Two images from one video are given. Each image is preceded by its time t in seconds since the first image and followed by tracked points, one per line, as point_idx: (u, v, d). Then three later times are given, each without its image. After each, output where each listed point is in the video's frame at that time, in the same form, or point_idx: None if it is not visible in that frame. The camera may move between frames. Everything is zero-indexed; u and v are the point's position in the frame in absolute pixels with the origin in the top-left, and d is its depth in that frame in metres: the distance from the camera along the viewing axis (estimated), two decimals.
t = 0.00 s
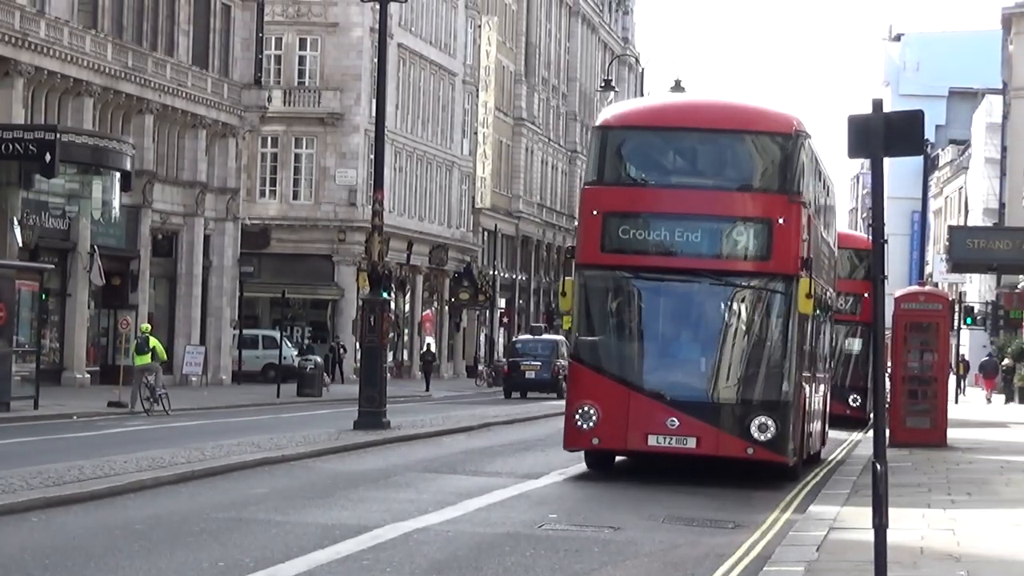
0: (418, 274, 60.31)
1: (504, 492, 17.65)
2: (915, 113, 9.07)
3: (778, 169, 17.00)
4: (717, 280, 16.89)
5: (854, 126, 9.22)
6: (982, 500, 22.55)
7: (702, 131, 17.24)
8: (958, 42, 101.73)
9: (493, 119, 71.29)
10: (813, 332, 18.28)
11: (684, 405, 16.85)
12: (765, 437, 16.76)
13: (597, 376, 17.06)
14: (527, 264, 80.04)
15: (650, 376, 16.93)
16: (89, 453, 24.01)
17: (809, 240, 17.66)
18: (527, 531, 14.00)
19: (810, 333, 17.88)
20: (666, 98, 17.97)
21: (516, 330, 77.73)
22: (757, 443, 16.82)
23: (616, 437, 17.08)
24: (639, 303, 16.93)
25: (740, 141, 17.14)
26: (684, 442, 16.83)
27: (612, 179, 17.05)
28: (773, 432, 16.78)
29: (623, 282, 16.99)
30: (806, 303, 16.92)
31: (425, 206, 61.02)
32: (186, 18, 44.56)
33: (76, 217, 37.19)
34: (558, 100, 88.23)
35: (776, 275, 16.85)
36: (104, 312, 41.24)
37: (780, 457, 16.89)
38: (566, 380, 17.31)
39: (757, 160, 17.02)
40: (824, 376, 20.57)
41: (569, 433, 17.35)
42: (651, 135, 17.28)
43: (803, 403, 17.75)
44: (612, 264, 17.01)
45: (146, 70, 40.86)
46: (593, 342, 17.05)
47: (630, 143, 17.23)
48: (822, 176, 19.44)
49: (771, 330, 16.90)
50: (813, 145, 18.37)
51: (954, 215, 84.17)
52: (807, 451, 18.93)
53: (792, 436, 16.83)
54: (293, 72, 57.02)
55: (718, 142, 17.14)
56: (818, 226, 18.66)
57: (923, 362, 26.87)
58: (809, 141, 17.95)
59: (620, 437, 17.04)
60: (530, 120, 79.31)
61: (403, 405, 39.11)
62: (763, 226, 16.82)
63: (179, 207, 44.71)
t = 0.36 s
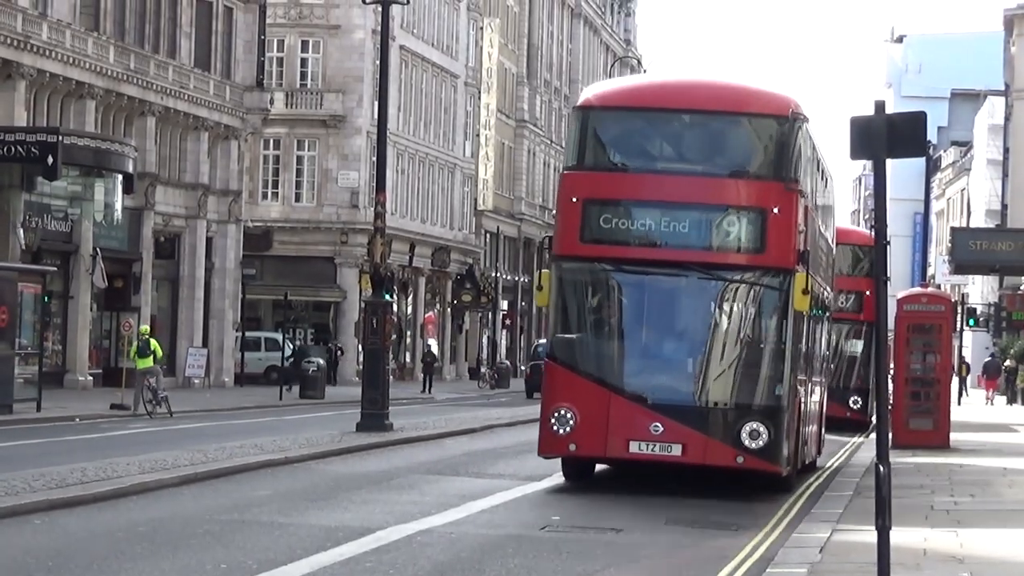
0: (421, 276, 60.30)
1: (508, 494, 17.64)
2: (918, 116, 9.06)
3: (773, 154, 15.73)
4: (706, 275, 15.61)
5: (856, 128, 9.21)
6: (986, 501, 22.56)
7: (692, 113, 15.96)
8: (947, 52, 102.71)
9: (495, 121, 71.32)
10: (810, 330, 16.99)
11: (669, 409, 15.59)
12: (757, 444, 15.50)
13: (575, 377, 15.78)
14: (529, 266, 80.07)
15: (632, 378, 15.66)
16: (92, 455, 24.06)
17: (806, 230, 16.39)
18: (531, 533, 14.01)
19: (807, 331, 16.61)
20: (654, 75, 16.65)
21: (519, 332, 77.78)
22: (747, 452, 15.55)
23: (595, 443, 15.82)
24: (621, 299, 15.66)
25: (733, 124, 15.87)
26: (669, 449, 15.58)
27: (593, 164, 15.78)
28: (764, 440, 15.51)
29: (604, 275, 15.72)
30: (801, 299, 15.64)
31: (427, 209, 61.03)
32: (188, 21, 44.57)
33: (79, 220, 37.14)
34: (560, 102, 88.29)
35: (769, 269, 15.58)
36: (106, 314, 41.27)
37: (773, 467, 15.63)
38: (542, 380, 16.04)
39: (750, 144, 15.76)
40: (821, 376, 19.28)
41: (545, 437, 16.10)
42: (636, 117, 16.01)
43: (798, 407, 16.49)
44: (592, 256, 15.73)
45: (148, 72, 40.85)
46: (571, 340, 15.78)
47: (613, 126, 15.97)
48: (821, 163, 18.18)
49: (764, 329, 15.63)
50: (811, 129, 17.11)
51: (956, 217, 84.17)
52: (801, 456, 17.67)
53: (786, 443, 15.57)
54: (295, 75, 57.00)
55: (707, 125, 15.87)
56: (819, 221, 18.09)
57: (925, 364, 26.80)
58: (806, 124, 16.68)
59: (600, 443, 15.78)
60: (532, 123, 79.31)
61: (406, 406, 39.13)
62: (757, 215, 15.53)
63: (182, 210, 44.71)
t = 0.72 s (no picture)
0: (426, 279, 61.17)
1: (509, 491, 18.47)
2: (909, 122, 9.41)
3: (752, 144, 14.66)
4: (682, 275, 14.51)
5: (848, 135, 9.57)
6: (974, 498, 23.39)
7: (666, 101, 14.83)
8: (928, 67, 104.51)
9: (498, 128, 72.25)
10: (788, 329, 15.87)
11: (645, 416, 14.47)
12: (737, 455, 14.37)
13: (542, 385, 14.62)
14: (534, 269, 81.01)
15: (605, 385, 14.53)
16: (106, 452, 24.94)
17: (787, 224, 15.27)
18: (530, 529, 14.85)
19: (788, 333, 15.51)
20: (626, 62, 15.51)
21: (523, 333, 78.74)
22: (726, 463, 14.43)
23: (565, 455, 14.69)
24: (593, 301, 14.54)
25: (709, 112, 14.77)
26: (644, 461, 14.46)
27: (561, 157, 14.64)
28: (745, 450, 14.39)
29: (573, 275, 14.59)
30: (783, 299, 14.53)
31: (433, 214, 61.93)
32: (201, 32, 45.55)
33: (95, 224, 38.02)
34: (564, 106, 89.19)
35: (749, 267, 14.49)
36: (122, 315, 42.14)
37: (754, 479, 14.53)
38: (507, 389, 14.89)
39: (728, 135, 14.67)
40: (800, 378, 18.28)
41: (511, 450, 14.96)
42: (607, 106, 14.87)
43: (778, 413, 15.38)
44: (560, 256, 14.60)
45: (162, 82, 41.71)
46: (539, 344, 14.62)
47: (581, 117, 14.85)
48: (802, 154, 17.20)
49: (745, 332, 14.54)
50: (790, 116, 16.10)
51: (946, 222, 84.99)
52: (783, 464, 16.55)
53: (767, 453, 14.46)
54: (304, 84, 57.91)
55: (683, 113, 14.77)
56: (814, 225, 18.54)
57: (916, 364, 27.64)
58: (786, 112, 15.60)
59: (570, 454, 14.65)
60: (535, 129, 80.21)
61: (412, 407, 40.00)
62: (737, 212, 14.45)
63: (194, 214, 45.58)
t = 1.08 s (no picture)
0: (434, 280, 62.65)
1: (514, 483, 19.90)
2: (894, 130, 9.59)
3: (724, 131, 14.00)
4: (654, 269, 13.85)
5: (838, 143, 9.74)
6: (956, 487, 24.81)
7: (636, 88, 14.19)
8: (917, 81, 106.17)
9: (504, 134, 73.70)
10: (761, 324, 15.20)
11: (615, 416, 13.80)
12: (711, 455, 13.70)
13: (507, 386, 13.96)
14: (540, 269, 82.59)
15: (573, 384, 13.87)
16: (130, 446, 26.42)
17: (761, 215, 14.61)
18: (529, 518, 16.26)
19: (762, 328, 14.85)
20: (597, 50, 14.88)
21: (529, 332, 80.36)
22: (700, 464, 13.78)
23: (531, 458, 14.02)
24: (560, 297, 13.90)
25: (680, 99, 14.13)
26: (614, 463, 13.80)
27: (527, 148, 14.04)
28: (719, 450, 13.73)
29: (538, 270, 13.96)
30: (758, 293, 13.86)
31: (440, 219, 63.42)
32: (220, 44, 47.08)
33: (119, 229, 39.35)
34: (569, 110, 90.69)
35: (723, 260, 13.83)
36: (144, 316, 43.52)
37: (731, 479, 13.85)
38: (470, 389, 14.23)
39: (701, 123, 14.03)
40: (774, 375, 17.74)
41: (476, 453, 14.31)
42: (574, 94, 14.25)
43: (753, 412, 14.70)
44: (526, 250, 13.98)
45: (183, 94, 43.14)
46: (503, 342, 13.97)
47: (548, 106, 14.23)
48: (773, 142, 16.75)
49: (718, 327, 13.86)
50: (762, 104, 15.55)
51: (930, 224, 86.40)
52: (757, 466, 15.92)
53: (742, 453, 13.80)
54: (318, 95, 59.39)
55: (652, 100, 14.13)
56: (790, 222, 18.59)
57: (901, 360, 29.02)
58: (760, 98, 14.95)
59: (536, 457, 13.98)
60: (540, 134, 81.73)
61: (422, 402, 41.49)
62: (710, 203, 13.80)
63: (214, 219, 47.03)
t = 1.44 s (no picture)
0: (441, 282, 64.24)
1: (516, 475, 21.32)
2: (877, 137, 10.61)
3: (701, 119, 13.08)
4: (627, 266, 12.94)
5: (825, 150, 10.77)
6: (937, 478, 26.23)
7: (607, 73, 13.25)
8: (903, 94, 108.10)
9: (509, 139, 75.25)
10: (738, 320, 14.27)
11: (585, 422, 12.88)
12: (683, 463, 12.86)
13: (469, 389, 13.03)
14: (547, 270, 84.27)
15: (539, 387, 12.95)
16: (151, 440, 27.93)
17: (738, 206, 13.72)
18: (524, 504, 17.71)
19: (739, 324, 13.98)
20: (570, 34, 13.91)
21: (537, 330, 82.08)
22: (672, 474, 12.90)
23: (494, 464, 13.11)
24: (527, 294, 12.97)
25: (656, 84, 13.19)
26: (581, 471, 12.91)
27: (493, 137, 13.12)
28: (692, 458, 12.86)
29: (502, 266, 13.03)
30: (734, 291, 12.97)
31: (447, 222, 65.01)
32: (236, 58, 48.57)
33: (141, 233, 40.89)
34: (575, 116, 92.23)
35: (699, 255, 12.93)
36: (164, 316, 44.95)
37: (703, 489, 12.97)
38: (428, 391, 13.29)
39: (676, 111, 13.11)
40: (752, 375, 17.01)
41: (436, 459, 13.40)
42: (543, 80, 13.32)
43: (728, 415, 13.83)
44: (490, 245, 13.05)
45: (201, 104, 44.64)
46: (466, 342, 13.05)
47: (515, 93, 13.32)
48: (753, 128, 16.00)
49: (693, 326, 12.97)
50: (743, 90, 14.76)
51: (913, 227, 88.07)
52: (734, 470, 15.08)
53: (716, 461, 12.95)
54: (329, 105, 60.95)
55: (624, 86, 13.19)
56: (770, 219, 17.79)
57: (885, 357, 30.43)
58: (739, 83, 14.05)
59: (499, 465, 13.09)
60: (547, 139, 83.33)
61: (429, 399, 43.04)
62: (686, 197, 12.88)
63: (230, 224, 48.56)
